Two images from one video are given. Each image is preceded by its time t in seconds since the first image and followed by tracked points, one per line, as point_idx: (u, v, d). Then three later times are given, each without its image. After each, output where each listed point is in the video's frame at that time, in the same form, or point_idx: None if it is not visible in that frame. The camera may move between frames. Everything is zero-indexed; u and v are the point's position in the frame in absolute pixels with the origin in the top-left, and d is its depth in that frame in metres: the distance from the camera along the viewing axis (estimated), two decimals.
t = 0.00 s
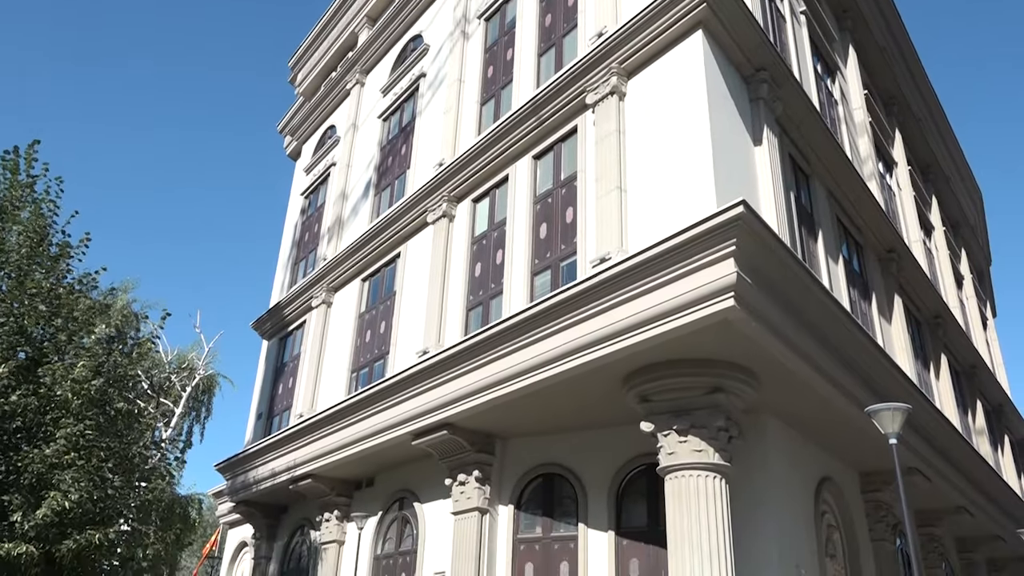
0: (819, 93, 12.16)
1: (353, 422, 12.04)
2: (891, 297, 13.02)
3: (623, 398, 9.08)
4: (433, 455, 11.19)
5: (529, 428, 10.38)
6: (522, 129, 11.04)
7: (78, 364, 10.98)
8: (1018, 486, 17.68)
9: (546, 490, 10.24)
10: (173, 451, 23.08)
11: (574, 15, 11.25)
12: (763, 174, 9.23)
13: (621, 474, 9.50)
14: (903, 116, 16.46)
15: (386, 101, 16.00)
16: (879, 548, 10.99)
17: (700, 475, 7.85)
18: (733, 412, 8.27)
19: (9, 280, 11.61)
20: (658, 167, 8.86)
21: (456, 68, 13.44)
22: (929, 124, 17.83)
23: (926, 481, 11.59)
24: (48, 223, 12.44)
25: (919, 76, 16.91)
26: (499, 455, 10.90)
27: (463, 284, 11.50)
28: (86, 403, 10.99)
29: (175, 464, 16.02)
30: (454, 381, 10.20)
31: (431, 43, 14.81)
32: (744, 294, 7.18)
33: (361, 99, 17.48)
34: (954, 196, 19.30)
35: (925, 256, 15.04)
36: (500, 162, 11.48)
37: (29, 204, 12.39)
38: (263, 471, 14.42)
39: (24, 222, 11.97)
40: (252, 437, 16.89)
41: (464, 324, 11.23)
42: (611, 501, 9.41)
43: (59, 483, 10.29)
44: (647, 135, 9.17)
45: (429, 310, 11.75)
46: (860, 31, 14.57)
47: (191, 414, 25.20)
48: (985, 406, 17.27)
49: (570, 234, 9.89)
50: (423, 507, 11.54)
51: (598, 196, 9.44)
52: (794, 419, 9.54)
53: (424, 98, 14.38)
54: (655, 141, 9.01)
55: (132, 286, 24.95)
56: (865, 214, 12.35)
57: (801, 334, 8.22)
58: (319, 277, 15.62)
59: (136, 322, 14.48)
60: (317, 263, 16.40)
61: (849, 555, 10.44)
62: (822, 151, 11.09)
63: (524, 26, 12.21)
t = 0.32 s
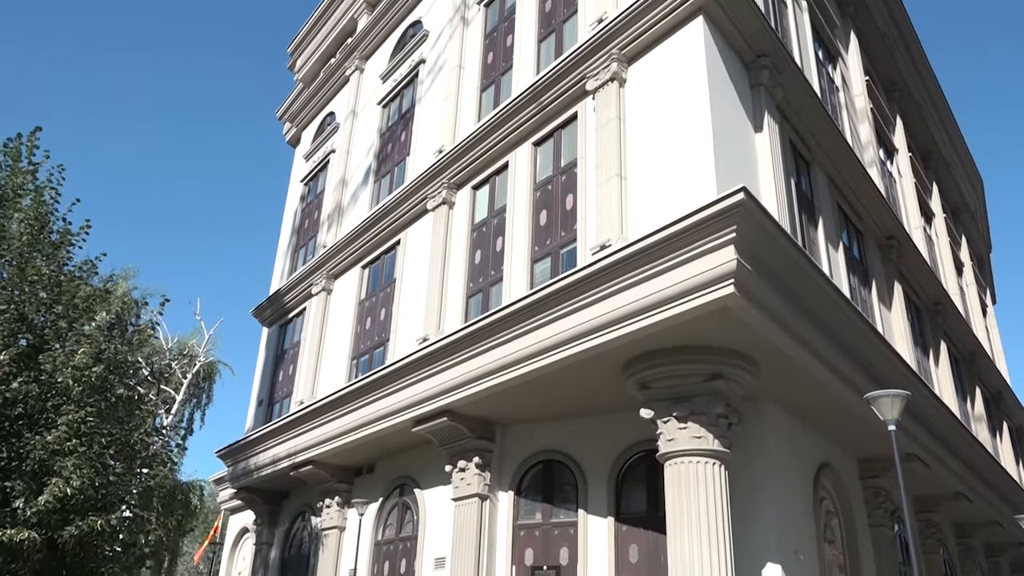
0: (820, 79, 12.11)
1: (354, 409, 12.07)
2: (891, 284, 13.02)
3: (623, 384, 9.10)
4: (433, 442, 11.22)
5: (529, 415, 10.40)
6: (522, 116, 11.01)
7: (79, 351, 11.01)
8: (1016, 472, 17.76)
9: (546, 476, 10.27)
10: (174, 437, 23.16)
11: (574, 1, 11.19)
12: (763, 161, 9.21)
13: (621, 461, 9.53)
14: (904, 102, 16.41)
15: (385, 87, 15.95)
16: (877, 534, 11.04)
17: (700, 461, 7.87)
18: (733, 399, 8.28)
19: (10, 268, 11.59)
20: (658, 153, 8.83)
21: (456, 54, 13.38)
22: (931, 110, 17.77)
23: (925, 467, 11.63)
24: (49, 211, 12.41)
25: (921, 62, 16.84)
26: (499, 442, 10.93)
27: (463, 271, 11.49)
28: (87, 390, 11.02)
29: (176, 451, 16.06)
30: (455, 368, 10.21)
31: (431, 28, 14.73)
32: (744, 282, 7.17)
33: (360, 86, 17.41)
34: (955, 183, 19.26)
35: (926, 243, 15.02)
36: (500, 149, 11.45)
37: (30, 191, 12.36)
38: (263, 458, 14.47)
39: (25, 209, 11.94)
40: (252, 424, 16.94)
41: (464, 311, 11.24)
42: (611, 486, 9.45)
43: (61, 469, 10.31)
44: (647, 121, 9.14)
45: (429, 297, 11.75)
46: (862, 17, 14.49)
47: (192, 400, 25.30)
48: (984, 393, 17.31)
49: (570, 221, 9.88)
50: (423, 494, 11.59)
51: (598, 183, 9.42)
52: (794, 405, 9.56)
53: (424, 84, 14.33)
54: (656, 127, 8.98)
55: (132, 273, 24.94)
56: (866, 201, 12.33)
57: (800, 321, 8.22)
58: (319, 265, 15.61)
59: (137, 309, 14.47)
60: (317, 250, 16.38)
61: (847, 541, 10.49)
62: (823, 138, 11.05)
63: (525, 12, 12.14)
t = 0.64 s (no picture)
0: (821, 66, 12.06)
1: (354, 397, 12.10)
2: (891, 272, 13.02)
3: (622, 372, 9.11)
4: (433, 430, 11.26)
5: (529, 403, 10.43)
6: (522, 104, 10.97)
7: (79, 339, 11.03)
8: (1014, 460, 17.83)
9: (546, 464, 10.31)
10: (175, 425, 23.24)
11: None
12: (764, 149, 9.18)
13: (621, 448, 9.56)
14: (905, 90, 16.36)
15: (385, 75, 15.89)
16: (876, 521, 11.09)
17: (699, 449, 7.90)
18: (732, 387, 8.29)
19: (11, 257, 11.57)
20: (658, 141, 8.82)
21: (455, 41, 13.32)
22: (932, 97, 17.71)
23: (923, 455, 11.68)
24: (49, 199, 12.39)
25: (923, 49, 16.76)
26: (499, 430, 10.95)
27: (463, 260, 11.49)
28: (88, 379, 11.05)
29: (177, 438, 16.11)
30: (454, 356, 10.23)
31: (430, 15, 14.66)
32: (744, 270, 7.17)
33: (359, 73, 17.34)
34: (956, 170, 19.22)
35: (926, 231, 15.01)
36: (499, 137, 11.43)
37: (29, 179, 12.32)
38: (264, 447, 14.52)
39: (24, 197, 11.90)
40: (253, 412, 17.00)
41: (464, 300, 11.24)
42: (611, 474, 9.48)
43: (63, 457, 10.34)
44: (647, 109, 9.12)
45: (429, 285, 11.76)
46: (864, 3, 14.41)
47: (193, 388, 25.40)
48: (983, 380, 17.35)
49: (570, 209, 9.87)
50: (423, 481, 11.65)
51: (598, 171, 9.40)
52: (793, 393, 9.58)
53: (423, 72, 14.28)
54: (656, 115, 8.96)
55: (132, 262, 24.92)
56: (867, 188, 12.30)
57: (800, 309, 8.22)
58: (319, 253, 15.60)
59: (138, 297, 14.49)
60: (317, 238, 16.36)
61: (846, 527, 10.54)
62: (824, 125, 11.02)
63: None
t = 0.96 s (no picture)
0: (823, 51, 11.99)
1: (355, 383, 12.13)
2: (891, 257, 13.02)
3: (622, 358, 9.12)
4: (434, 416, 11.29)
5: (529, 388, 10.45)
6: (522, 89, 10.92)
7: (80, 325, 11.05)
8: (1013, 445, 17.90)
9: (546, 449, 10.34)
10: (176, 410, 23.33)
11: None
12: (765, 134, 9.15)
13: (621, 433, 9.59)
14: (906, 74, 16.29)
15: (384, 60, 15.81)
16: (874, 506, 11.14)
17: (699, 434, 7.91)
18: (732, 372, 8.30)
19: (9, 243, 11.55)
20: (659, 126, 8.79)
21: (455, 26, 13.25)
22: (934, 81, 17.64)
23: (923, 440, 11.72)
24: (48, 185, 12.36)
25: (926, 34, 16.67)
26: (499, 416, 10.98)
27: (463, 246, 11.47)
28: (88, 364, 11.07)
29: (178, 424, 16.18)
30: (455, 342, 10.25)
31: None
32: (744, 256, 7.17)
33: (359, 58, 17.26)
34: (957, 155, 19.17)
35: (926, 216, 14.99)
36: (499, 123, 11.40)
37: (27, 164, 12.26)
38: (265, 433, 14.58)
39: (22, 183, 11.84)
40: (254, 397, 17.05)
41: (464, 286, 11.24)
42: (611, 459, 9.51)
43: (64, 442, 10.36)
44: (647, 94, 9.08)
45: (429, 272, 11.76)
46: None
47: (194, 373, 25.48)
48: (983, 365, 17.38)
49: (570, 194, 9.85)
50: (424, 467, 11.69)
51: (598, 156, 9.38)
52: (793, 378, 9.59)
53: (423, 57, 14.22)
54: (656, 100, 8.93)
55: (132, 248, 24.89)
56: (867, 174, 12.27)
57: (800, 295, 8.22)
58: (319, 239, 15.59)
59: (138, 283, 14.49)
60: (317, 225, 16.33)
61: (844, 512, 10.60)
62: (825, 110, 10.98)
63: None
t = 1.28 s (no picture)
0: (825, 36, 11.93)
1: (355, 369, 12.15)
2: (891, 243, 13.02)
3: (622, 344, 9.13)
4: (434, 402, 11.32)
5: (529, 374, 10.47)
6: (522, 74, 10.87)
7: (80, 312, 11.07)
8: (1011, 430, 17.96)
9: (546, 435, 10.37)
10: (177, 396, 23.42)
11: None
12: (766, 119, 9.11)
13: (620, 419, 9.61)
14: (907, 59, 16.22)
15: (383, 45, 15.73)
16: (873, 491, 11.19)
17: (698, 420, 7.93)
18: (732, 358, 8.31)
19: (8, 229, 11.53)
20: (659, 110, 8.76)
21: (455, 11, 13.17)
22: (936, 66, 17.56)
23: (922, 426, 11.76)
24: (47, 171, 12.32)
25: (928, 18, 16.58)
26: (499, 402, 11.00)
27: (463, 232, 11.45)
28: (89, 350, 11.11)
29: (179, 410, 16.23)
30: (455, 328, 10.25)
31: None
32: (744, 242, 7.16)
33: (358, 43, 17.16)
34: (957, 140, 19.13)
35: (927, 202, 14.98)
36: (499, 108, 11.36)
37: (25, 150, 12.21)
38: (266, 419, 14.62)
39: (21, 169, 11.78)
40: (254, 384, 17.09)
41: (464, 272, 11.23)
42: (610, 444, 9.54)
43: (65, 428, 10.39)
44: (648, 79, 9.04)
45: (429, 257, 11.75)
46: None
47: (194, 360, 25.54)
48: (982, 351, 17.42)
49: (571, 180, 9.83)
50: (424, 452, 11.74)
51: (599, 142, 9.34)
52: (792, 364, 9.61)
53: (422, 42, 14.15)
54: (657, 84, 8.89)
55: (132, 234, 24.83)
56: (868, 159, 12.24)
57: (800, 281, 8.22)
58: (319, 225, 15.56)
59: (137, 270, 14.48)
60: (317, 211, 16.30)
61: (843, 497, 10.64)
62: (826, 95, 10.94)
63: None
